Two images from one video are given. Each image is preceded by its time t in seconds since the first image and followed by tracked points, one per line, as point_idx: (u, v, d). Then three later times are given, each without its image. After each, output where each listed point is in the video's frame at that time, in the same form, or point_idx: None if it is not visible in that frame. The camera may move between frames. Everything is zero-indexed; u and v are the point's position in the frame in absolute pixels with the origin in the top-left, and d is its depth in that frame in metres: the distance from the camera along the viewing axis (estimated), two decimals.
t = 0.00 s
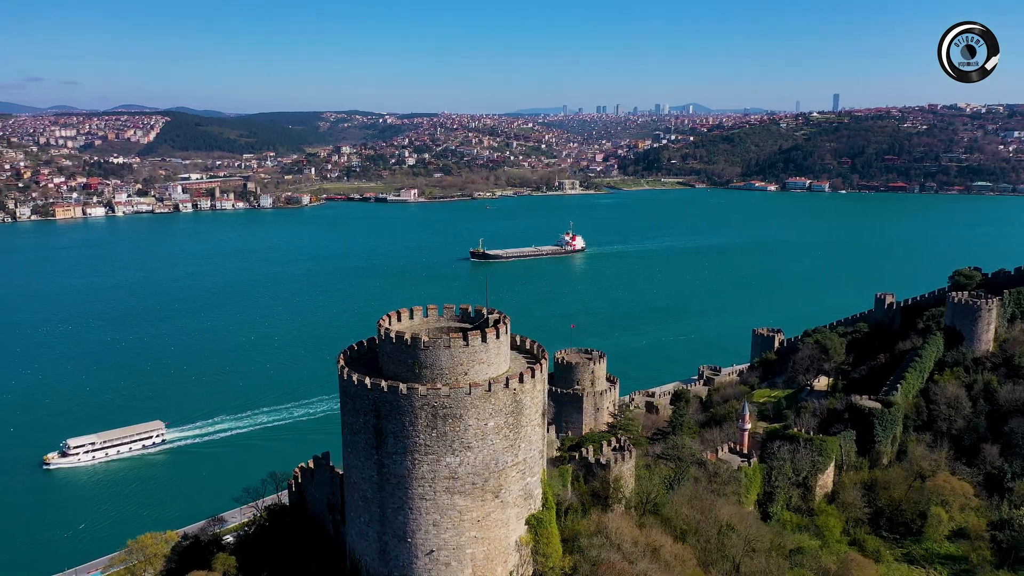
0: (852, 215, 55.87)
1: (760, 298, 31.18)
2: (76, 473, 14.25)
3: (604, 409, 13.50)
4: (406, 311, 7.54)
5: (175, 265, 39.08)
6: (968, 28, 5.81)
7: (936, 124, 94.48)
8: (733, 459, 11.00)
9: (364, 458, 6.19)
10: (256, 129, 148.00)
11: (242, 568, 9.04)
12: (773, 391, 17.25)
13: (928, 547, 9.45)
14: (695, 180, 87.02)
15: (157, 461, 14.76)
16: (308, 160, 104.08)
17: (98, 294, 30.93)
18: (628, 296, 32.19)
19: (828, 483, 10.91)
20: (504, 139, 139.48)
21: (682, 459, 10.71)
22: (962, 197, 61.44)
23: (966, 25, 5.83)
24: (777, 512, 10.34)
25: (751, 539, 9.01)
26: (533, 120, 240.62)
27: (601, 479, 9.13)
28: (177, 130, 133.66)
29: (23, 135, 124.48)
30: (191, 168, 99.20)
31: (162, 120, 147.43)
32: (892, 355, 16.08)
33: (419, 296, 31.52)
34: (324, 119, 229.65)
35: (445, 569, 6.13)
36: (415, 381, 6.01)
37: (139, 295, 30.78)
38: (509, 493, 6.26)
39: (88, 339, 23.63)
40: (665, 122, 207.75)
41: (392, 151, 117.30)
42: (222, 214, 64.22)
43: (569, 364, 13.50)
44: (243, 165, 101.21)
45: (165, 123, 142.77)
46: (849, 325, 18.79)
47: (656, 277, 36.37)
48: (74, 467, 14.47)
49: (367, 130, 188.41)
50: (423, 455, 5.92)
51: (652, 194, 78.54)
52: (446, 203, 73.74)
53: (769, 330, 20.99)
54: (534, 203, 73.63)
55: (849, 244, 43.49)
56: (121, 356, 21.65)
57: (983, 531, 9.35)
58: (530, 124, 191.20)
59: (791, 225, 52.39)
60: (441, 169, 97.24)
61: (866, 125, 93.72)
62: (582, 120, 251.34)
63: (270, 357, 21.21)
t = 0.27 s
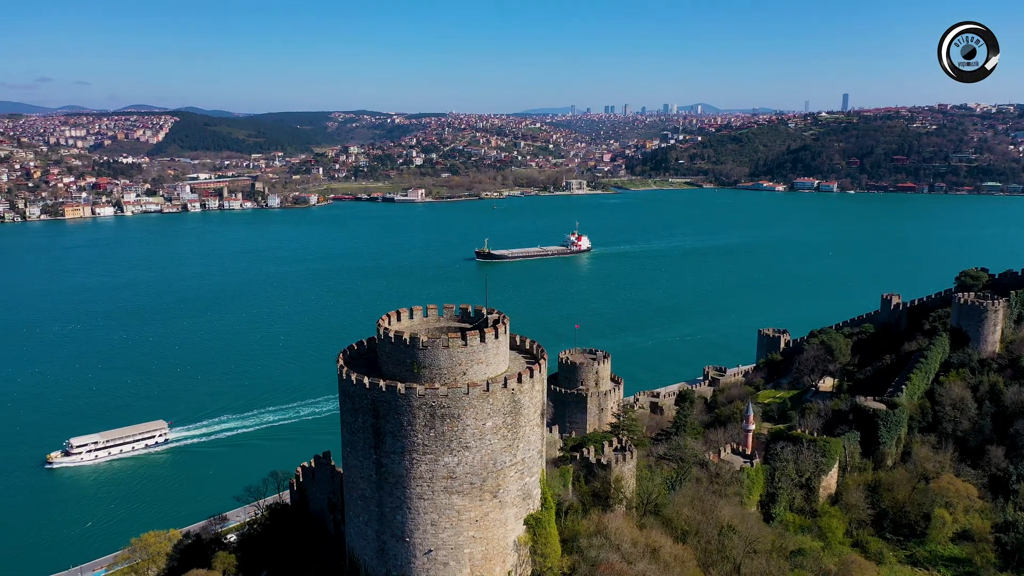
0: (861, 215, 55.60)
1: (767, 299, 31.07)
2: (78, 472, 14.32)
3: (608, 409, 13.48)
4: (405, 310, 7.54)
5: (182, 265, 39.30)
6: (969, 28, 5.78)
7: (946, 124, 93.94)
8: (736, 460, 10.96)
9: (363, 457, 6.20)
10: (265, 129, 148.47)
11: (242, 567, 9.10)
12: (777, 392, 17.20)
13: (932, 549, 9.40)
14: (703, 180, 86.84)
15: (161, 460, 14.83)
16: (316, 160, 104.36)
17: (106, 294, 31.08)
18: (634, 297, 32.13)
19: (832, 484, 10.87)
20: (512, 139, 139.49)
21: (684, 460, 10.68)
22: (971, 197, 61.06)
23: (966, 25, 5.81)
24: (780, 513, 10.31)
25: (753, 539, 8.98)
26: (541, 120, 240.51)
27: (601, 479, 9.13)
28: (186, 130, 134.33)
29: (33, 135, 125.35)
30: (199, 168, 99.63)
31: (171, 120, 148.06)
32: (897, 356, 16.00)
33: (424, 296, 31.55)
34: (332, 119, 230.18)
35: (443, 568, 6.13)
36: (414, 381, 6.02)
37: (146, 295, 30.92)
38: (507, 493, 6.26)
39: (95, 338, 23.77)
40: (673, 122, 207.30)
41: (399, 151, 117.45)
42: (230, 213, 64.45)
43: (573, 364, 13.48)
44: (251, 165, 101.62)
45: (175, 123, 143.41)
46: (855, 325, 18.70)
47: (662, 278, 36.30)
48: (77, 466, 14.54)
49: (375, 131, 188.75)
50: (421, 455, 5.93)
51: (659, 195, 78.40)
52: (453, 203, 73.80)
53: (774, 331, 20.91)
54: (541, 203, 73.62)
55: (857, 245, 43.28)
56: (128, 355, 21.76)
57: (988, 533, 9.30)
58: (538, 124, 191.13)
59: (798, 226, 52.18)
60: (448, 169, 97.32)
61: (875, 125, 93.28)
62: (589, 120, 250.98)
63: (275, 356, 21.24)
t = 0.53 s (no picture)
0: (871, 215, 55.29)
1: (775, 300, 30.95)
2: (82, 471, 14.41)
3: (613, 409, 13.46)
4: (405, 311, 7.54)
5: (191, 264, 39.44)
6: (969, 28, 5.75)
7: (958, 125, 93.27)
8: (740, 462, 10.91)
9: (361, 456, 6.21)
10: (275, 129, 148.92)
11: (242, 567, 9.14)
12: (784, 394, 17.13)
13: (937, 551, 9.34)
14: (712, 180, 86.50)
15: (167, 459, 14.91)
16: (325, 160, 104.63)
17: (115, 293, 31.26)
18: (641, 297, 32.06)
19: (836, 486, 10.81)
20: (521, 139, 139.47)
21: (687, 460, 10.65)
22: (983, 197, 60.59)
23: (967, 26, 5.78)
24: (783, 515, 10.26)
25: (755, 540, 8.94)
26: (550, 120, 240.35)
27: (602, 480, 9.13)
28: (197, 130, 134.89)
29: (46, 135, 126.22)
30: (209, 168, 100.05)
31: (181, 120, 148.74)
32: (904, 358, 15.91)
33: (431, 296, 31.59)
34: (342, 119, 230.75)
35: (441, 568, 6.13)
36: (412, 381, 6.03)
37: (155, 294, 31.07)
38: (505, 493, 6.26)
39: (103, 337, 23.93)
40: (683, 122, 206.74)
41: (408, 151, 117.60)
42: (239, 213, 64.68)
43: (579, 364, 13.45)
44: (261, 165, 101.97)
45: (185, 123, 144.08)
46: (862, 327, 18.61)
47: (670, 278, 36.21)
48: (80, 465, 14.62)
49: (384, 131, 189.07)
50: (419, 454, 5.94)
51: (668, 195, 78.18)
52: (462, 203, 73.83)
53: (782, 332, 20.82)
54: (550, 203, 73.58)
55: (866, 245, 43.02)
56: (136, 354, 21.91)
57: (993, 536, 9.24)
58: (547, 124, 190.95)
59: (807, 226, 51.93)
60: (457, 169, 97.38)
61: (886, 125, 92.73)
62: (599, 120, 250.59)
63: (281, 356, 21.29)
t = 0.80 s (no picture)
0: (879, 216, 55.03)
1: (782, 300, 30.84)
2: (84, 470, 14.47)
3: (617, 409, 13.44)
4: (406, 310, 7.55)
5: (199, 263, 39.61)
6: (969, 28, 5.73)
7: (969, 125, 92.70)
8: (743, 463, 10.87)
9: (360, 455, 6.22)
10: (283, 129, 149.34)
11: (242, 566, 9.17)
12: (789, 394, 17.06)
13: (941, 553, 9.30)
14: (720, 180, 86.26)
15: (171, 458, 14.98)
16: (333, 160, 104.89)
17: (124, 292, 31.43)
18: (647, 297, 32.02)
19: (840, 487, 10.76)
20: (529, 138, 139.46)
21: (689, 461, 10.61)
22: (992, 198, 60.20)
23: (967, 25, 5.75)
24: (786, 516, 10.22)
25: (756, 540, 8.92)
26: (558, 120, 240.22)
27: (603, 480, 9.11)
28: (206, 130, 135.44)
29: (57, 135, 126.97)
30: (218, 168, 100.44)
31: (191, 120, 149.38)
32: (910, 359, 15.83)
33: (436, 295, 31.64)
34: (351, 119, 231.32)
35: (439, 568, 6.13)
36: (411, 380, 6.04)
37: (162, 293, 31.21)
38: (504, 492, 6.26)
39: (110, 335, 24.07)
40: (691, 121, 206.23)
41: (416, 151, 117.78)
42: (247, 212, 64.92)
43: (583, 364, 13.42)
44: (270, 164, 102.25)
45: (195, 122, 144.66)
46: (868, 327, 18.52)
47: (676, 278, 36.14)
48: (83, 464, 14.69)
49: (393, 130, 189.39)
50: (417, 454, 5.95)
51: (675, 194, 78.05)
52: (469, 203, 73.89)
53: (788, 333, 20.75)
54: (557, 203, 73.57)
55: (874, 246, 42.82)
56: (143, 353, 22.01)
57: (997, 538, 9.19)
58: (555, 124, 190.80)
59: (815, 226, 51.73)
60: (465, 169, 97.47)
61: (896, 125, 92.31)
62: (608, 120, 250.12)
63: (286, 355, 21.35)
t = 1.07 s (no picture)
0: (889, 216, 54.70)
1: (789, 302, 30.70)
2: (88, 468, 14.57)
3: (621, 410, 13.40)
4: (407, 310, 7.57)
5: (207, 263, 39.78)
6: (969, 28, 5.69)
7: (981, 125, 91.95)
8: (746, 464, 10.83)
9: (358, 455, 6.23)
10: (293, 130, 149.90)
11: (242, 566, 9.21)
12: (795, 395, 17.00)
13: (945, 556, 9.25)
14: (729, 181, 85.95)
15: (174, 457, 15.06)
16: (343, 160, 105.24)
17: (133, 291, 31.62)
18: (655, 298, 31.97)
19: (844, 489, 10.70)
20: (538, 138, 139.42)
21: (691, 462, 10.58)
22: (1004, 198, 59.71)
23: (967, 25, 5.71)
24: (789, 517, 10.17)
25: (757, 542, 8.88)
26: (567, 120, 240.08)
27: (604, 481, 9.07)
28: (216, 130, 136.02)
29: (69, 135, 127.96)
30: (228, 168, 100.98)
31: (202, 121, 150.23)
32: (917, 360, 15.73)
33: (443, 296, 31.69)
34: (361, 119, 231.87)
35: (437, 567, 6.14)
36: (410, 380, 6.05)
37: (171, 292, 31.40)
38: (502, 493, 6.26)
39: (117, 334, 24.22)
40: (701, 121, 205.56)
41: (425, 151, 117.98)
42: (257, 212, 65.22)
43: (588, 365, 13.38)
44: (279, 164, 102.70)
45: (205, 122, 145.39)
46: (876, 328, 18.41)
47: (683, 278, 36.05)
48: (87, 463, 14.80)
49: (402, 131, 189.78)
50: (415, 454, 5.96)
51: (684, 195, 77.89)
52: (477, 203, 73.98)
53: (796, 334, 20.66)
54: (566, 203, 73.57)
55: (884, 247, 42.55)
56: (151, 352, 22.14)
57: (1002, 541, 9.14)
58: (563, 124, 190.55)
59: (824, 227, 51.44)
60: (474, 169, 97.59)
61: (907, 125, 91.71)
62: (617, 120, 249.68)
63: (291, 355, 21.38)
